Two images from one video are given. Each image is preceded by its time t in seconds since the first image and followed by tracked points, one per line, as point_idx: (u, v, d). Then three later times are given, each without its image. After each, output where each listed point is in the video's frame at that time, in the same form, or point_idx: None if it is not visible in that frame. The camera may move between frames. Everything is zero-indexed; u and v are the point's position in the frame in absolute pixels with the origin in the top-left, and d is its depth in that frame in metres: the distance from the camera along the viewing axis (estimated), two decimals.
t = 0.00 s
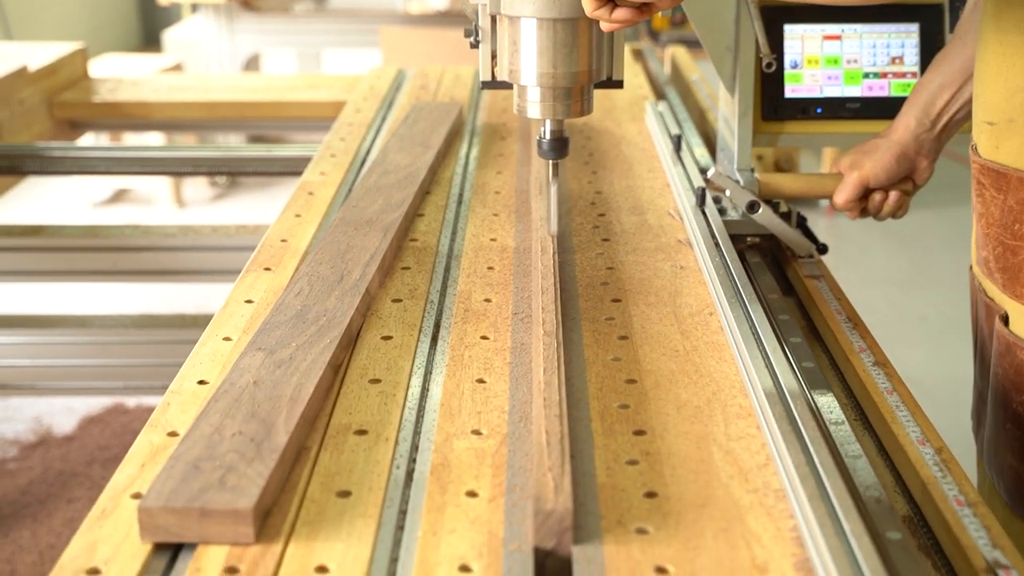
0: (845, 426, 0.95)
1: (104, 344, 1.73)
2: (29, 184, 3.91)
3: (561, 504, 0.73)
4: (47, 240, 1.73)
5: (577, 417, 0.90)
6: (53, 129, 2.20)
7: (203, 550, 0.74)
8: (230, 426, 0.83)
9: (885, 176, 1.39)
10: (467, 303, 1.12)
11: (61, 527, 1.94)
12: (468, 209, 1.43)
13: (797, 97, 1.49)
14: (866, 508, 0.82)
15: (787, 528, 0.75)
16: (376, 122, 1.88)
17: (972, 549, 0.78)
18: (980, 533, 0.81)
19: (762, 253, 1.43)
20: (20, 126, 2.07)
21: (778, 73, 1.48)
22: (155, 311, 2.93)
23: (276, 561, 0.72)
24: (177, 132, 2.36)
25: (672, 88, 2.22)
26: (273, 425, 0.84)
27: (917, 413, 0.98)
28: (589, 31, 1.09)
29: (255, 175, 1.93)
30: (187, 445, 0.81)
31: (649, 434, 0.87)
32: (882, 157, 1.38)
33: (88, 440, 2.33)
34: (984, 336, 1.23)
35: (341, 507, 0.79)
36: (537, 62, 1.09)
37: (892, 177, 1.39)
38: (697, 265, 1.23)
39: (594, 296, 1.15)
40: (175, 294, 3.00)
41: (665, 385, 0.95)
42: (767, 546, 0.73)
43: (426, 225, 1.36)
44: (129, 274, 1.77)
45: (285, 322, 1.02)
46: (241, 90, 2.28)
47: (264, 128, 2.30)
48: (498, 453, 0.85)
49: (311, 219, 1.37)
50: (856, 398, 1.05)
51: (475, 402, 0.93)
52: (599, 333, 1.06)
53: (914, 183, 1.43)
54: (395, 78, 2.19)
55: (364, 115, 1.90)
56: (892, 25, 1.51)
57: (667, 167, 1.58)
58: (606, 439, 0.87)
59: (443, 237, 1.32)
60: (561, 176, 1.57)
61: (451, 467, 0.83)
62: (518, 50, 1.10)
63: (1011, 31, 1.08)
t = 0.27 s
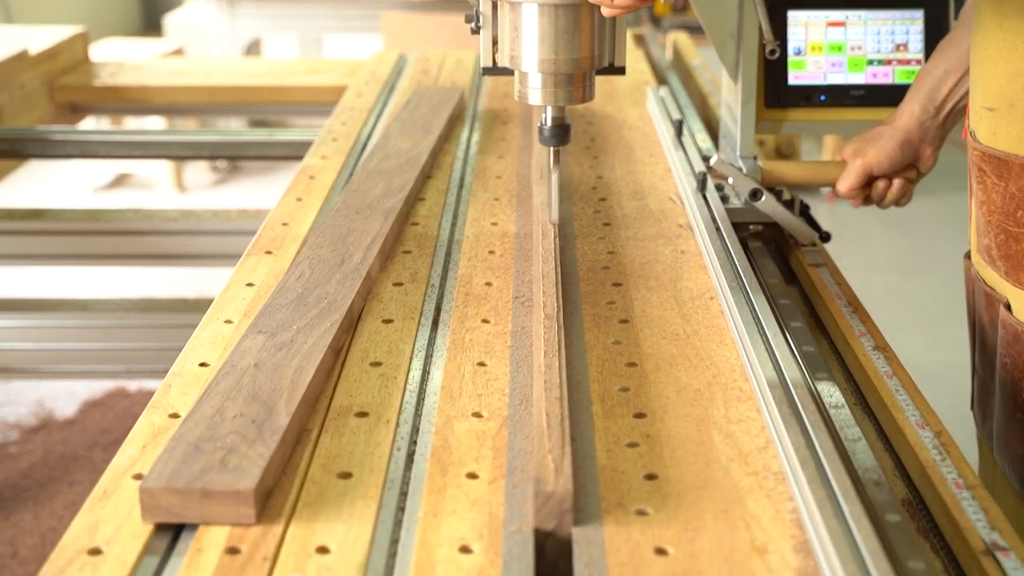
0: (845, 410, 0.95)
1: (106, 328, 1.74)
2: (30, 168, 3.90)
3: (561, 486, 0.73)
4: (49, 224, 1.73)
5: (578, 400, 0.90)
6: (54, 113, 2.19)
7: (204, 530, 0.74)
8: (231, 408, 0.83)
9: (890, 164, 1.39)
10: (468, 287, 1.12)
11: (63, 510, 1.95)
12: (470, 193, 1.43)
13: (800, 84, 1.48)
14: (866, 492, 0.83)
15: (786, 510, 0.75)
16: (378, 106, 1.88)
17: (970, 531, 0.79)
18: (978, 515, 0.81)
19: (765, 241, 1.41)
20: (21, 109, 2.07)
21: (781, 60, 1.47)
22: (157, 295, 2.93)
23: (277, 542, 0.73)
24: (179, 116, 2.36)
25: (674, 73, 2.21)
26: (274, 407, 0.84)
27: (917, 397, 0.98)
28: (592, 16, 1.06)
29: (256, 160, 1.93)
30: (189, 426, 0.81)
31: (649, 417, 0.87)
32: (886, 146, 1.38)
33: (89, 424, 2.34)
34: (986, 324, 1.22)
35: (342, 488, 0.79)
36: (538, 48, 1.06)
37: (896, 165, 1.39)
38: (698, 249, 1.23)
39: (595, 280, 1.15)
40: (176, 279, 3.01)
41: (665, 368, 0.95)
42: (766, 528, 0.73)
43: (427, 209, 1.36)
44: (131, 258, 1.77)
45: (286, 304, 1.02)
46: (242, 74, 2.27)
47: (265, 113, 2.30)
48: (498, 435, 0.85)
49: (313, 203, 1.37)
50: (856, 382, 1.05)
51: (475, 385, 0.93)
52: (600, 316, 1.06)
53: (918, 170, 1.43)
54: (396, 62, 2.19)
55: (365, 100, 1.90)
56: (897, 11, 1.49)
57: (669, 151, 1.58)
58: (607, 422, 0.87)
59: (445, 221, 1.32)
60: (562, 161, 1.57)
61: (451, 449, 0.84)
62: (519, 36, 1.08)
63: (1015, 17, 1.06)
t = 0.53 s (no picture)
0: (846, 397, 0.95)
1: (106, 315, 1.74)
2: (31, 155, 3.90)
3: (562, 473, 0.73)
4: (49, 211, 1.73)
5: (578, 387, 0.90)
6: (54, 100, 2.19)
7: (205, 516, 0.74)
8: (232, 394, 0.83)
9: (895, 155, 1.37)
10: (469, 274, 1.12)
11: (64, 497, 1.96)
12: (470, 181, 1.43)
13: (805, 74, 1.45)
14: (868, 479, 0.83)
15: (788, 497, 0.75)
16: (378, 93, 1.87)
17: (971, 517, 0.79)
18: (979, 502, 0.81)
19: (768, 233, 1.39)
20: (21, 96, 2.07)
21: (785, 49, 1.44)
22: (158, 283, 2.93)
23: (277, 528, 0.73)
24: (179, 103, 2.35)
25: (676, 59, 2.20)
26: (275, 393, 0.84)
27: (918, 384, 0.98)
28: (592, 4, 1.04)
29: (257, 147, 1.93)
30: (189, 412, 0.81)
31: (649, 403, 0.87)
32: (891, 136, 1.36)
33: (90, 411, 2.34)
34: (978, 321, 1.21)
35: (343, 475, 0.79)
36: (538, 37, 1.04)
37: (902, 156, 1.38)
38: (699, 236, 1.22)
39: (597, 267, 1.14)
40: (176, 266, 3.00)
41: (666, 355, 0.95)
42: (767, 515, 0.73)
43: (428, 196, 1.35)
44: (131, 245, 1.76)
45: (287, 291, 1.02)
46: (243, 61, 2.26)
47: (266, 100, 2.30)
48: (499, 422, 0.85)
49: (314, 189, 1.37)
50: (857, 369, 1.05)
51: (476, 371, 0.93)
52: (601, 303, 1.06)
53: (924, 162, 1.41)
54: (397, 49, 2.18)
55: (366, 87, 1.89)
56: None
57: (670, 138, 1.57)
58: (608, 409, 0.87)
59: (445, 208, 1.32)
60: (563, 148, 1.57)
61: (452, 435, 0.83)
62: (519, 25, 1.06)
63: (1013, 11, 1.03)
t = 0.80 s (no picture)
0: (846, 402, 0.95)
1: (104, 319, 1.73)
2: (29, 158, 3.89)
3: (561, 478, 0.73)
4: (47, 215, 1.72)
5: (577, 391, 0.90)
6: (53, 103, 2.19)
7: (203, 522, 0.74)
8: (231, 399, 0.83)
9: (899, 164, 1.40)
10: (467, 278, 1.12)
11: (61, 501, 1.95)
12: (469, 184, 1.43)
13: (807, 81, 1.44)
14: (868, 484, 0.83)
15: (787, 501, 0.75)
16: (377, 96, 1.87)
17: (970, 522, 0.79)
18: (979, 507, 0.81)
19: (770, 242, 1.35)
20: (20, 99, 2.06)
21: (787, 57, 1.44)
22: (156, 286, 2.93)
23: (276, 534, 0.72)
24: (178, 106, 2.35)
25: (674, 63, 2.20)
26: (274, 398, 0.84)
27: (917, 388, 0.98)
28: (591, 11, 1.01)
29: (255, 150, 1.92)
30: (188, 417, 0.81)
31: (648, 408, 0.87)
32: (894, 146, 1.39)
33: (88, 415, 2.34)
34: (972, 333, 1.22)
35: (342, 480, 0.79)
36: (536, 45, 1.02)
37: (906, 165, 1.41)
38: (698, 240, 1.22)
39: (595, 271, 1.14)
40: (174, 270, 3.00)
41: (665, 360, 0.95)
42: (766, 520, 0.73)
43: (427, 200, 1.35)
44: (130, 249, 1.76)
45: (286, 295, 1.02)
46: (242, 64, 2.26)
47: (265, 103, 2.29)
48: (498, 427, 0.85)
49: (312, 193, 1.37)
50: (857, 373, 1.05)
51: (475, 376, 0.93)
52: (599, 307, 1.05)
53: (929, 171, 1.44)
54: (396, 53, 2.18)
55: (364, 90, 1.89)
56: (908, 7, 1.46)
57: (669, 141, 1.57)
58: (607, 414, 0.87)
59: (444, 211, 1.32)
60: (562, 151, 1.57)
61: (451, 440, 0.83)
62: (517, 33, 1.03)
63: (1013, 22, 1.03)
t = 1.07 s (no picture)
0: (846, 402, 0.95)
1: (104, 319, 1.73)
2: (28, 158, 3.89)
3: (561, 479, 0.73)
4: (46, 215, 1.72)
5: (577, 392, 0.90)
6: (52, 103, 2.18)
7: (202, 524, 0.74)
8: (230, 401, 0.83)
9: (905, 169, 1.35)
10: (467, 278, 1.12)
11: (61, 502, 1.95)
12: (469, 184, 1.42)
13: (811, 84, 1.43)
14: (869, 485, 0.83)
15: (787, 502, 0.75)
16: (377, 96, 1.87)
17: (971, 522, 0.78)
18: (980, 507, 0.81)
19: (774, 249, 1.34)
20: (19, 100, 2.06)
21: (791, 60, 1.43)
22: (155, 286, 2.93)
23: (276, 535, 0.72)
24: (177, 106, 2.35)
25: (674, 62, 2.19)
26: (273, 399, 0.83)
27: (918, 388, 0.98)
28: (592, 14, 0.98)
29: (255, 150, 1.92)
30: (187, 419, 0.80)
31: (648, 408, 0.87)
32: (900, 150, 1.35)
33: (88, 416, 2.33)
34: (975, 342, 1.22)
35: (341, 481, 0.78)
36: (536, 49, 0.99)
37: (912, 169, 1.36)
38: (699, 240, 1.22)
39: (595, 271, 1.14)
40: (174, 270, 3.00)
41: (665, 360, 0.95)
42: (766, 521, 0.73)
43: (427, 200, 1.35)
44: (129, 249, 1.76)
45: (285, 296, 1.01)
46: (241, 64, 2.26)
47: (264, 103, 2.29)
48: (498, 428, 0.85)
49: (312, 193, 1.36)
50: (857, 373, 1.05)
51: (475, 376, 0.93)
52: (599, 308, 1.05)
53: (934, 176, 1.40)
54: (395, 53, 2.18)
55: (364, 90, 1.89)
56: (911, 9, 1.46)
57: (669, 140, 1.57)
58: (607, 414, 0.87)
59: (444, 211, 1.32)
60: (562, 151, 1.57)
61: (450, 441, 0.83)
62: (516, 37, 1.00)
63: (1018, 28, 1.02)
